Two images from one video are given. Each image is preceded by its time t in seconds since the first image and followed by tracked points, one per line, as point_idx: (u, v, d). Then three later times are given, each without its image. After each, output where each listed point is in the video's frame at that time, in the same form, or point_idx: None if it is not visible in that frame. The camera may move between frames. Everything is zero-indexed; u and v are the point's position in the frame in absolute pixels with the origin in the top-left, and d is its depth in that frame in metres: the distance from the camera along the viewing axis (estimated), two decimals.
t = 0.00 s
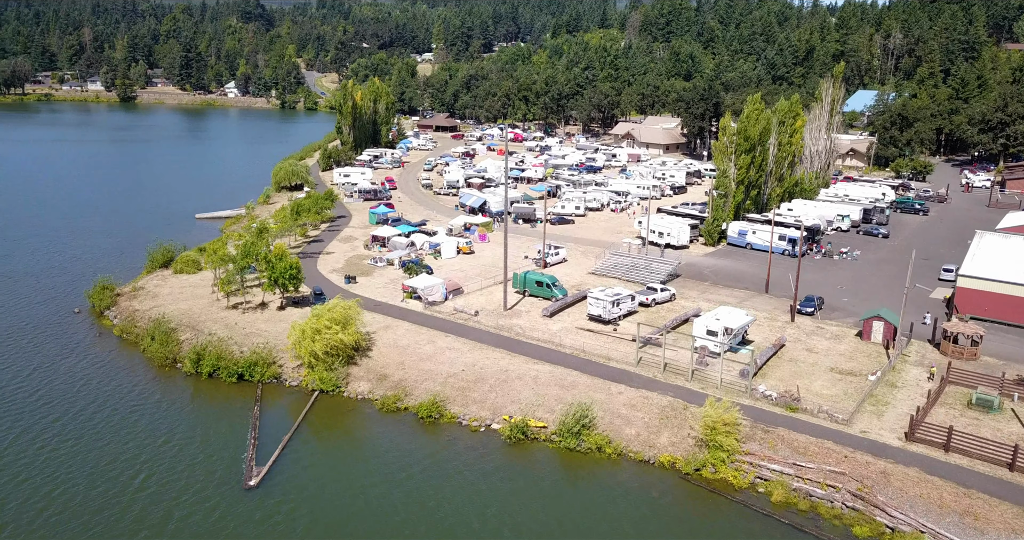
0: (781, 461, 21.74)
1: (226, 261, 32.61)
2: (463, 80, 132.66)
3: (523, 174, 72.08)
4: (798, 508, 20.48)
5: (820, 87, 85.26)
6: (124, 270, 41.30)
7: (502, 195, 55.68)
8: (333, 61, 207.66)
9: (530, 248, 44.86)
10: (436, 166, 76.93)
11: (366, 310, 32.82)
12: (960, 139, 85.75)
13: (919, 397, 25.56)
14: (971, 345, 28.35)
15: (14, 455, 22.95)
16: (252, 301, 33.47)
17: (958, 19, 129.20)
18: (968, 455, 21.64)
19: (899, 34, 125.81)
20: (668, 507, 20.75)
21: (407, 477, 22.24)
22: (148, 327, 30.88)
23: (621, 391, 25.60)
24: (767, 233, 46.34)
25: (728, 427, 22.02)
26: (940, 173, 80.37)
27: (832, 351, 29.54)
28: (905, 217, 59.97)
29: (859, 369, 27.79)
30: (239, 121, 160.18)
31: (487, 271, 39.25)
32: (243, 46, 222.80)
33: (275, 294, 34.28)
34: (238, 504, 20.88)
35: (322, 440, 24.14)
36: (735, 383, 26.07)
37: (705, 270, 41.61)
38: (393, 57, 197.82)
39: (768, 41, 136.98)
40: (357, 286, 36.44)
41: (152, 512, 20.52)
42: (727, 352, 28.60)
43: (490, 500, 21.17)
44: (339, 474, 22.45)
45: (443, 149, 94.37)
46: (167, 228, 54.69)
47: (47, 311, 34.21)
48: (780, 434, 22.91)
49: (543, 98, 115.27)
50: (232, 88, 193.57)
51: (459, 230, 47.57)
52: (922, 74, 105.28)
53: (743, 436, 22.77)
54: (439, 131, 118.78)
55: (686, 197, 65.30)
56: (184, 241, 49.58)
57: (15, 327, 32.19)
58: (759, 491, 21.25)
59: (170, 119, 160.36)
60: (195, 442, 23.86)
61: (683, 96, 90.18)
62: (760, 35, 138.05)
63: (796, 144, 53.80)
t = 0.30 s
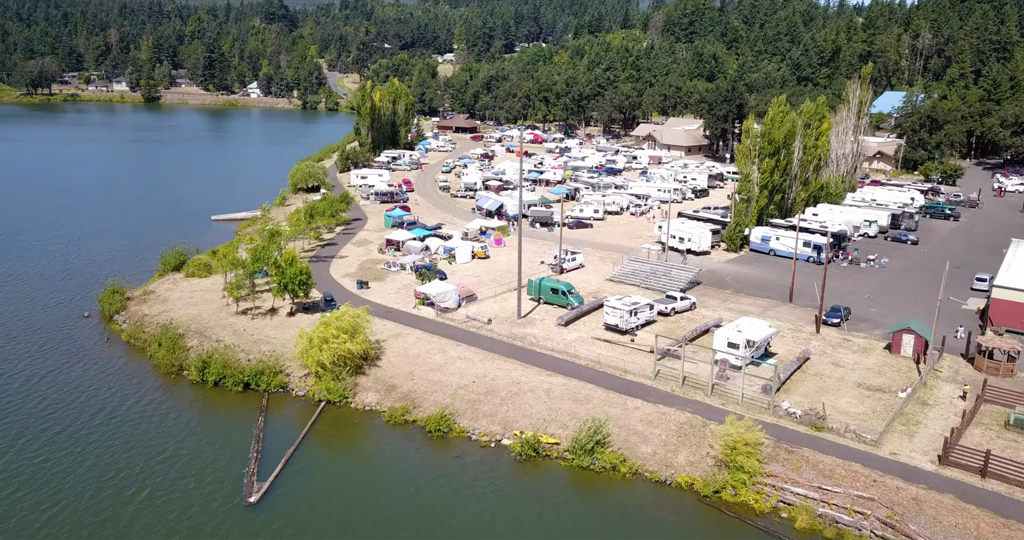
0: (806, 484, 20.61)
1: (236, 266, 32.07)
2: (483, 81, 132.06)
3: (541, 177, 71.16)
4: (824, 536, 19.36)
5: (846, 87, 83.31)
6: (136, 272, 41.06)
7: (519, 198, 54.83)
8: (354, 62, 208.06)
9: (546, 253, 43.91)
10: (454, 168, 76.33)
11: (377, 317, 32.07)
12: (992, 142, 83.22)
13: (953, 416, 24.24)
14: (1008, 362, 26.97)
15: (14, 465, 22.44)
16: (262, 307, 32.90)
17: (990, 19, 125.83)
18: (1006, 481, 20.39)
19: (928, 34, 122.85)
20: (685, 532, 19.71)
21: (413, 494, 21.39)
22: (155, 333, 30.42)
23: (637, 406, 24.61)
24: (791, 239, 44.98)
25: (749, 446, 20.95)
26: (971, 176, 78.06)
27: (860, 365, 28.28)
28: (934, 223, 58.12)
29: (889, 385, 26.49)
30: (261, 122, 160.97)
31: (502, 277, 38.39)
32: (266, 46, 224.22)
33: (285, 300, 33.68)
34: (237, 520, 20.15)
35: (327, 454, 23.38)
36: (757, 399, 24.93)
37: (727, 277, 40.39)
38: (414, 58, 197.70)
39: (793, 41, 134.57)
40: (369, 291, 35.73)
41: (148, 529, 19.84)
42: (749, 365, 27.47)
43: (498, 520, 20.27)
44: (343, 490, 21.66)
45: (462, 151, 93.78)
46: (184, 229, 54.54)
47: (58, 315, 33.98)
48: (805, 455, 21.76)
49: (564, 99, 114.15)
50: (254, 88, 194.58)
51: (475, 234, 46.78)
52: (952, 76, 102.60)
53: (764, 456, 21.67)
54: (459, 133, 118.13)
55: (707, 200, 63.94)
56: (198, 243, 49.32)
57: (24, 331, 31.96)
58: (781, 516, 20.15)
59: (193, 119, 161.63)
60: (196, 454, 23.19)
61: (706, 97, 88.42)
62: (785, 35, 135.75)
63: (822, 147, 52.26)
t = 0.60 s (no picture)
0: (830, 510, 19.46)
1: (244, 270, 31.49)
2: (503, 81, 131.37)
3: (559, 179, 70.22)
4: None
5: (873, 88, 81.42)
6: (147, 274, 40.78)
7: (536, 202, 53.99)
8: (375, 62, 208.31)
9: (562, 259, 42.98)
10: (471, 170, 75.68)
11: (386, 324, 31.35)
12: None
13: (987, 437, 22.96)
14: None
15: (11, 478, 21.90)
16: (270, 312, 32.32)
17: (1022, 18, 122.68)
18: None
19: (957, 33, 120.02)
20: None
21: (416, 514, 20.49)
22: (161, 339, 29.94)
23: (652, 422, 23.62)
24: (815, 246, 43.61)
25: (770, 469, 19.87)
26: (1001, 180, 75.92)
27: (887, 380, 27.04)
28: (964, 229, 56.43)
29: (918, 403, 25.20)
30: (282, 122, 161.57)
31: (516, 283, 37.55)
32: (288, 46, 225.33)
33: (294, 305, 33.09)
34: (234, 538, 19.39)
35: (329, 468, 22.59)
36: (779, 416, 23.79)
37: (748, 285, 39.19)
38: (434, 58, 197.51)
39: (818, 42, 132.23)
40: (380, 297, 35.07)
41: None
42: (770, 380, 26.35)
43: None
44: (344, 507, 20.85)
45: (480, 152, 93.13)
46: (197, 230, 54.28)
47: (66, 319, 33.67)
48: (829, 479, 20.58)
49: (584, 100, 112.88)
50: (275, 89, 195.54)
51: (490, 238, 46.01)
52: (983, 76, 99.98)
53: (786, 479, 20.56)
54: (478, 133, 117.56)
55: (728, 204, 62.62)
56: (211, 245, 48.99)
57: (32, 335, 31.68)
58: None
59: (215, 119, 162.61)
60: (196, 468, 22.48)
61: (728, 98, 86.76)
62: (810, 35, 133.43)
63: (848, 150, 50.79)
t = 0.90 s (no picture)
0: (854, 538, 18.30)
1: (249, 276, 30.87)
2: (521, 82, 130.41)
3: (575, 181, 69.21)
4: None
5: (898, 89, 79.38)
6: (155, 277, 40.41)
7: (550, 205, 53.07)
8: (393, 62, 208.25)
9: (575, 264, 42.04)
10: (486, 172, 74.86)
11: (394, 332, 30.58)
12: None
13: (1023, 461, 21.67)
14: None
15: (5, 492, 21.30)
16: (277, 319, 31.70)
17: None
18: None
19: (985, 33, 117.02)
20: None
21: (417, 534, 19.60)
22: (164, 346, 29.39)
23: (667, 439, 22.58)
24: (838, 253, 42.26)
25: (791, 493, 18.80)
26: None
27: (914, 397, 25.77)
28: (992, 235, 54.66)
29: (948, 422, 23.94)
30: (300, 122, 162.17)
31: (529, 290, 36.64)
32: (307, 46, 226.00)
33: (301, 311, 32.45)
34: None
35: (329, 483, 21.78)
36: (800, 435, 22.67)
37: (768, 293, 37.97)
38: (452, 59, 196.94)
39: (841, 42, 129.76)
40: (388, 303, 34.34)
41: None
42: (791, 396, 25.20)
43: None
44: (342, 525, 19.99)
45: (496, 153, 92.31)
46: (209, 232, 53.95)
47: (72, 323, 33.27)
48: (854, 505, 19.42)
49: (602, 101, 111.54)
50: (294, 89, 196.08)
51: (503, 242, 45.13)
52: (1012, 77, 97.32)
53: (808, 504, 19.44)
54: (494, 134, 116.80)
55: (748, 208, 61.27)
56: (222, 247, 48.59)
57: (36, 340, 31.30)
58: None
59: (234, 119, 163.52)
60: (193, 482, 21.74)
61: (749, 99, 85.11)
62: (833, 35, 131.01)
63: (872, 154, 49.31)
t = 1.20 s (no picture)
0: None
1: (249, 283, 30.11)
2: (537, 83, 129.30)
3: (589, 184, 67.96)
4: None
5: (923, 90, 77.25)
6: (159, 281, 39.87)
7: (563, 208, 51.97)
8: (410, 63, 207.87)
9: (587, 270, 40.92)
10: (499, 174, 73.92)
11: (398, 341, 29.66)
12: None
13: None
14: None
15: None
16: (278, 326, 30.95)
17: None
18: None
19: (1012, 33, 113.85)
20: None
21: None
22: (161, 355, 28.72)
23: (678, 461, 21.42)
24: (860, 260, 40.78)
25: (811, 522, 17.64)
26: None
27: (943, 416, 24.37)
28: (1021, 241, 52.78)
29: (978, 444, 22.56)
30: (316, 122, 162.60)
31: (538, 297, 35.56)
32: (324, 47, 226.31)
33: (303, 319, 31.68)
34: None
35: (323, 502, 20.85)
36: (820, 456, 21.43)
37: (787, 302, 36.60)
38: (468, 59, 196.06)
39: (863, 43, 127.28)
40: (393, 310, 33.43)
41: None
42: (810, 414, 23.91)
43: None
44: None
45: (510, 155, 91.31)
46: (218, 234, 53.45)
47: (71, 329, 32.73)
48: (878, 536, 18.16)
49: (618, 101, 110.01)
50: (311, 89, 196.28)
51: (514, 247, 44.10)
52: None
53: (828, 533, 18.20)
54: (509, 135, 115.85)
55: (766, 211, 59.76)
56: (228, 250, 47.98)
57: (34, 347, 30.77)
58: None
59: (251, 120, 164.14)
60: (184, 500, 20.88)
61: (768, 100, 83.39)
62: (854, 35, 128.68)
63: (895, 157, 47.72)
